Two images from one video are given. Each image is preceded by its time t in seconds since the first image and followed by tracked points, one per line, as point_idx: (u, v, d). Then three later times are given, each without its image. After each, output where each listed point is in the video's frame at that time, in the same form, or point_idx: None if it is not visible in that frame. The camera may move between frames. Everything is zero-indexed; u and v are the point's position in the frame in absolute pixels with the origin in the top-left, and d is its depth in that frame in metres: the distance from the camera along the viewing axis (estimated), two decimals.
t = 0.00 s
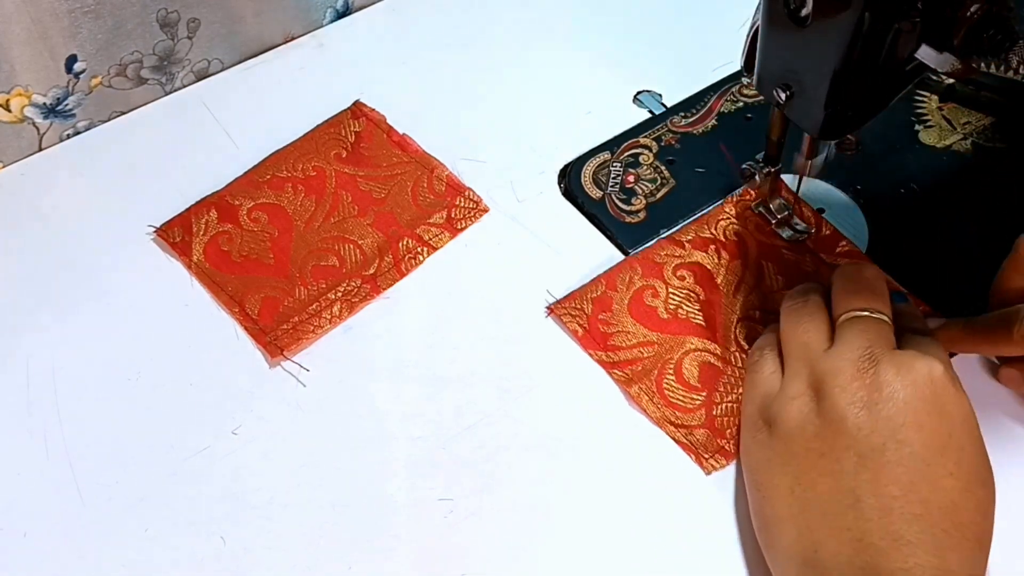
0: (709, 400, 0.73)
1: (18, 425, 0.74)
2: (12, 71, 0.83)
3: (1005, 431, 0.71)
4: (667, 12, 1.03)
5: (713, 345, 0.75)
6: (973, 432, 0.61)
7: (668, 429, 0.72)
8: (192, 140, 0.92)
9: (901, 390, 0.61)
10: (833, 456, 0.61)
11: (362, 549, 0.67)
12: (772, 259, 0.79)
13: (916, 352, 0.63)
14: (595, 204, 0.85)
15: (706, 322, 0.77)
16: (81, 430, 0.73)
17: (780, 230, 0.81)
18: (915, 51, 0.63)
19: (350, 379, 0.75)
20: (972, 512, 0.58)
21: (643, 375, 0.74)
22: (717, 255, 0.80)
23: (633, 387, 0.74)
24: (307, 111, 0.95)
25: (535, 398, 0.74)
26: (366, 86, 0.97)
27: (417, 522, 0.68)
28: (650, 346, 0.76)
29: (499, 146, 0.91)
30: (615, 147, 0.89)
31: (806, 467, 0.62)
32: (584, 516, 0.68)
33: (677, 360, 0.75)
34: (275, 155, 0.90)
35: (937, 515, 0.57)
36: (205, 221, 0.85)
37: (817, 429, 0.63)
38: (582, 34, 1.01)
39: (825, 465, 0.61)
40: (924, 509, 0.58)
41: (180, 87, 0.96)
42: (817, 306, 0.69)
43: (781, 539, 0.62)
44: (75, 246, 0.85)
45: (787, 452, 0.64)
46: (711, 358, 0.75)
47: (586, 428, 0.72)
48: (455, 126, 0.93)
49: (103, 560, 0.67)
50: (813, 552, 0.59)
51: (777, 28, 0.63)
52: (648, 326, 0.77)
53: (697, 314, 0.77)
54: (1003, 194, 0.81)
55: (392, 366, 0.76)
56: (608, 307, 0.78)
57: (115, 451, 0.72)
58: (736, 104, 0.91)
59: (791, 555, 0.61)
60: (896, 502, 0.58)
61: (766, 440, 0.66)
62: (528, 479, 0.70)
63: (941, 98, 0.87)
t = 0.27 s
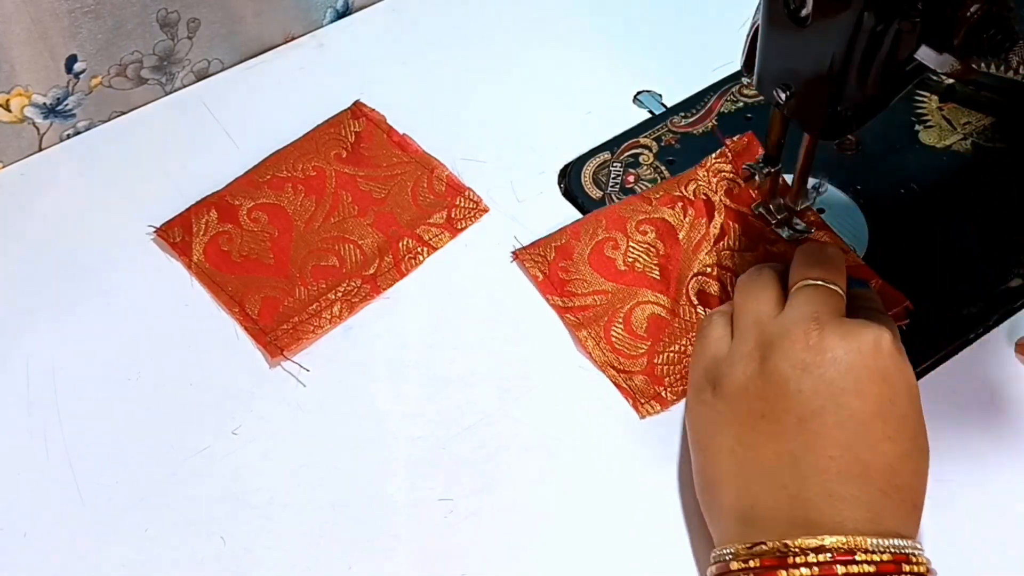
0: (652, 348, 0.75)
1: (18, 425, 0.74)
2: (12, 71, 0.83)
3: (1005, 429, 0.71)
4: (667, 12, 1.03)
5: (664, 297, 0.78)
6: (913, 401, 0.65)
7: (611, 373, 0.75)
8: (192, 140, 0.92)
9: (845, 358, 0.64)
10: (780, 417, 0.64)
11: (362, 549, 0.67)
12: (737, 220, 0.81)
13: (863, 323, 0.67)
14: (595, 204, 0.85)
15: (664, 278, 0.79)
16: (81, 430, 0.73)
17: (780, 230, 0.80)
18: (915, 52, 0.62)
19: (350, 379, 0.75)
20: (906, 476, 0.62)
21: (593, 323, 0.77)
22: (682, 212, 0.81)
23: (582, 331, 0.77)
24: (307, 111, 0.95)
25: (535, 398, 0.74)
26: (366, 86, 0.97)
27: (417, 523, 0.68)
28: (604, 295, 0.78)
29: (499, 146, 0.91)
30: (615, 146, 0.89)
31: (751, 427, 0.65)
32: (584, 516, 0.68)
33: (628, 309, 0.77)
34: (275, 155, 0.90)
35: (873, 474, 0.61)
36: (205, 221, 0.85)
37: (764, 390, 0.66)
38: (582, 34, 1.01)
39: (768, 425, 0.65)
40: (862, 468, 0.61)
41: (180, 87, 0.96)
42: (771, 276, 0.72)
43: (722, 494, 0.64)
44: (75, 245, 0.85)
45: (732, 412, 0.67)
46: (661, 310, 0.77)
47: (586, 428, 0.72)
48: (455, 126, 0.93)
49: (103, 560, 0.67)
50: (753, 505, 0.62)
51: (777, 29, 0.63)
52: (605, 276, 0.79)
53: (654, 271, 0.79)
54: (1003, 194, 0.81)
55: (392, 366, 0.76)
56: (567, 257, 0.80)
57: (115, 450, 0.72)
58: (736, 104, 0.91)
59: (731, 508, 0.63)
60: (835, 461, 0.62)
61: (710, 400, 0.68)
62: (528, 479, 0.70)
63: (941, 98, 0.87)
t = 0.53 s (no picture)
0: (625, 317, 0.78)
1: (18, 425, 0.74)
2: (12, 71, 0.83)
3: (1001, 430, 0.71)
4: (668, 12, 1.03)
5: (636, 267, 0.80)
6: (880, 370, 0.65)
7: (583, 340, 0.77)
8: (192, 140, 0.92)
9: (814, 327, 0.65)
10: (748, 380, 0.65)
11: (362, 549, 0.67)
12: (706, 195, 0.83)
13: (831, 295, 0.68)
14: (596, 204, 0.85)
15: (636, 250, 0.81)
16: (81, 430, 0.73)
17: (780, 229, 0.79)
18: (915, 51, 0.63)
19: (349, 378, 0.75)
20: (872, 443, 0.62)
21: (566, 294, 0.79)
22: (653, 182, 0.84)
23: (557, 302, 0.79)
24: (307, 111, 0.95)
25: (535, 398, 0.74)
26: (366, 87, 0.97)
27: (416, 523, 0.68)
28: (578, 267, 0.80)
29: (498, 146, 0.91)
30: (614, 147, 0.89)
31: (719, 391, 0.66)
32: (584, 515, 0.68)
33: (601, 280, 0.79)
34: (275, 155, 0.90)
35: (839, 437, 0.62)
36: (205, 221, 0.85)
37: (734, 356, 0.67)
38: (582, 34, 1.01)
39: (737, 388, 0.66)
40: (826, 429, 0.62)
41: (180, 87, 0.96)
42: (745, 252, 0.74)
43: (690, 455, 0.66)
44: (75, 245, 0.85)
45: (702, 377, 0.68)
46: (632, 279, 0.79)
47: (586, 428, 0.72)
48: (455, 126, 0.93)
49: (103, 560, 0.67)
50: (719, 464, 0.63)
51: (777, 29, 0.63)
52: (578, 248, 0.81)
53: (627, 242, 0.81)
54: (1003, 194, 0.81)
55: (391, 365, 0.76)
56: (540, 229, 0.82)
57: (115, 450, 0.72)
58: (736, 105, 0.90)
59: (699, 468, 0.64)
60: (800, 423, 0.62)
61: (683, 368, 0.70)
62: (528, 479, 0.70)
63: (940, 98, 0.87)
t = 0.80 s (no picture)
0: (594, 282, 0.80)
1: (18, 425, 0.74)
2: (12, 71, 0.83)
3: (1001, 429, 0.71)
4: (668, 12, 1.03)
5: (605, 232, 0.82)
6: (786, 294, 0.65)
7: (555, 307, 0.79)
8: (192, 140, 0.92)
9: (731, 262, 0.65)
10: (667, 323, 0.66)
11: (363, 549, 0.67)
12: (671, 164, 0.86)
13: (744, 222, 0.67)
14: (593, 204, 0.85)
15: (605, 218, 0.83)
16: (81, 430, 0.73)
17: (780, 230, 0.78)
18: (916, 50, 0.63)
19: (349, 378, 0.75)
20: (786, 373, 0.63)
21: (536, 260, 0.81)
22: (620, 151, 0.88)
23: (528, 270, 0.81)
24: (308, 111, 0.95)
25: (536, 397, 0.74)
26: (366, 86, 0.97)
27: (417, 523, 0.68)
28: (549, 234, 0.82)
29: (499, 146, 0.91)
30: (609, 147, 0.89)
31: (644, 338, 0.68)
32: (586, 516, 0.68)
33: (570, 246, 0.81)
34: (267, 156, 0.90)
35: (753, 363, 0.62)
36: (199, 222, 0.84)
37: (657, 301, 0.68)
38: (582, 34, 1.01)
39: (658, 333, 0.66)
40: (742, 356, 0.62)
41: (180, 87, 0.96)
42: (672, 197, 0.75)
43: (625, 403, 0.67)
44: (75, 244, 0.85)
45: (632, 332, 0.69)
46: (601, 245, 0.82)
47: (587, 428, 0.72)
48: (455, 125, 0.93)
49: (103, 560, 0.67)
50: (652, 413, 0.64)
51: (777, 29, 0.63)
52: (549, 217, 0.83)
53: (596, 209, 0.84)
54: (1002, 194, 0.81)
55: (392, 364, 0.76)
56: (511, 200, 0.84)
57: (115, 450, 0.72)
58: (736, 104, 0.90)
59: (633, 415, 0.66)
60: (712, 356, 0.63)
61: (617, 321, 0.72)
62: (529, 478, 0.70)
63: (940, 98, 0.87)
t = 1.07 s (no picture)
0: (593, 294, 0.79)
1: (18, 425, 0.74)
2: (12, 71, 0.83)
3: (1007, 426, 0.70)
4: (668, 12, 1.03)
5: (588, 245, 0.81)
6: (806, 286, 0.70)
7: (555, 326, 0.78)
8: (192, 140, 0.92)
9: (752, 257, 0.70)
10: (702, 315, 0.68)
11: (362, 550, 0.67)
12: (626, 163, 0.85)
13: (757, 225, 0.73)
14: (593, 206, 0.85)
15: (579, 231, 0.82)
16: (81, 430, 0.73)
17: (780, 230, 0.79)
18: (915, 51, 0.64)
19: (349, 378, 0.75)
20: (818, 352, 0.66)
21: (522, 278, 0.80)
22: (574, 165, 0.86)
23: (522, 295, 0.79)
24: (308, 111, 0.95)
25: (535, 396, 0.74)
26: (366, 86, 0.97)
27: (417, 523, 0.68)
28: (531, 256, 0.81)
29: (498, 145, 0.91)
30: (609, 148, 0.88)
31: (673, 328, 0.69)
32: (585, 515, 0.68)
33: (557, 264, 0.80)
34: (257, 158, 0.89)
35: (789, 348, 0.66)
36: (172, 213, 0.85)
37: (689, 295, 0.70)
38: (581, 34, 1.01)
39: (688, 322, 0.69)
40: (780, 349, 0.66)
41: (180, 87, 0.96)
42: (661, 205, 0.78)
43: (657, 396, 0.68)
44: (76, 244, 0.85)
45: (662, 322, 0.70)
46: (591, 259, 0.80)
47: (586, 429, 0.72)
48: (455, 125, 0.93)
49: (103, 560, 0.67)
50: (693, 400, 0.65)
51: (777, 29, 0.63)
52: (524, 239, 0.82)
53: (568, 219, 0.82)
54: (1003, 195, 0.81)
55: (391, 364, 0.76)
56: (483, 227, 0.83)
57: (115, 451, 0.72)
58: (736, 105, 0.90)
59: (670, 406, 0.66)
60: (750, 341, 0.66)
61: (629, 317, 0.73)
62: (528, 478, 0.70)
63: (941, 98, 0.87)
